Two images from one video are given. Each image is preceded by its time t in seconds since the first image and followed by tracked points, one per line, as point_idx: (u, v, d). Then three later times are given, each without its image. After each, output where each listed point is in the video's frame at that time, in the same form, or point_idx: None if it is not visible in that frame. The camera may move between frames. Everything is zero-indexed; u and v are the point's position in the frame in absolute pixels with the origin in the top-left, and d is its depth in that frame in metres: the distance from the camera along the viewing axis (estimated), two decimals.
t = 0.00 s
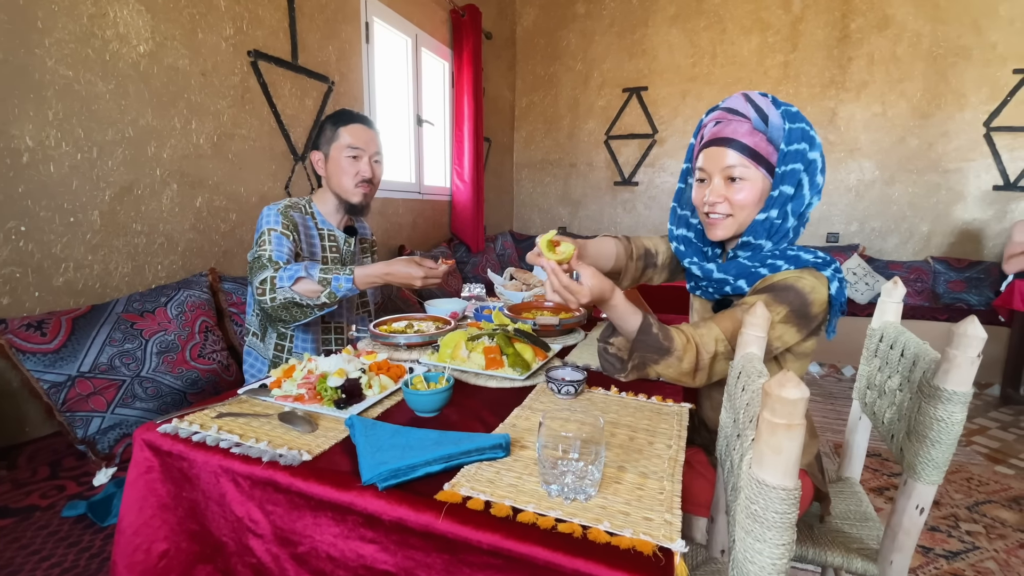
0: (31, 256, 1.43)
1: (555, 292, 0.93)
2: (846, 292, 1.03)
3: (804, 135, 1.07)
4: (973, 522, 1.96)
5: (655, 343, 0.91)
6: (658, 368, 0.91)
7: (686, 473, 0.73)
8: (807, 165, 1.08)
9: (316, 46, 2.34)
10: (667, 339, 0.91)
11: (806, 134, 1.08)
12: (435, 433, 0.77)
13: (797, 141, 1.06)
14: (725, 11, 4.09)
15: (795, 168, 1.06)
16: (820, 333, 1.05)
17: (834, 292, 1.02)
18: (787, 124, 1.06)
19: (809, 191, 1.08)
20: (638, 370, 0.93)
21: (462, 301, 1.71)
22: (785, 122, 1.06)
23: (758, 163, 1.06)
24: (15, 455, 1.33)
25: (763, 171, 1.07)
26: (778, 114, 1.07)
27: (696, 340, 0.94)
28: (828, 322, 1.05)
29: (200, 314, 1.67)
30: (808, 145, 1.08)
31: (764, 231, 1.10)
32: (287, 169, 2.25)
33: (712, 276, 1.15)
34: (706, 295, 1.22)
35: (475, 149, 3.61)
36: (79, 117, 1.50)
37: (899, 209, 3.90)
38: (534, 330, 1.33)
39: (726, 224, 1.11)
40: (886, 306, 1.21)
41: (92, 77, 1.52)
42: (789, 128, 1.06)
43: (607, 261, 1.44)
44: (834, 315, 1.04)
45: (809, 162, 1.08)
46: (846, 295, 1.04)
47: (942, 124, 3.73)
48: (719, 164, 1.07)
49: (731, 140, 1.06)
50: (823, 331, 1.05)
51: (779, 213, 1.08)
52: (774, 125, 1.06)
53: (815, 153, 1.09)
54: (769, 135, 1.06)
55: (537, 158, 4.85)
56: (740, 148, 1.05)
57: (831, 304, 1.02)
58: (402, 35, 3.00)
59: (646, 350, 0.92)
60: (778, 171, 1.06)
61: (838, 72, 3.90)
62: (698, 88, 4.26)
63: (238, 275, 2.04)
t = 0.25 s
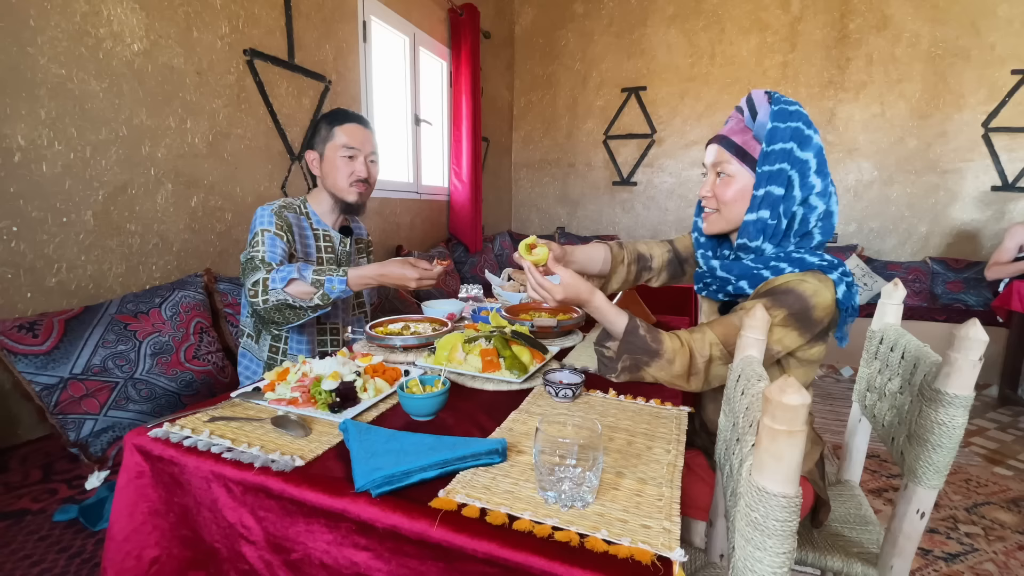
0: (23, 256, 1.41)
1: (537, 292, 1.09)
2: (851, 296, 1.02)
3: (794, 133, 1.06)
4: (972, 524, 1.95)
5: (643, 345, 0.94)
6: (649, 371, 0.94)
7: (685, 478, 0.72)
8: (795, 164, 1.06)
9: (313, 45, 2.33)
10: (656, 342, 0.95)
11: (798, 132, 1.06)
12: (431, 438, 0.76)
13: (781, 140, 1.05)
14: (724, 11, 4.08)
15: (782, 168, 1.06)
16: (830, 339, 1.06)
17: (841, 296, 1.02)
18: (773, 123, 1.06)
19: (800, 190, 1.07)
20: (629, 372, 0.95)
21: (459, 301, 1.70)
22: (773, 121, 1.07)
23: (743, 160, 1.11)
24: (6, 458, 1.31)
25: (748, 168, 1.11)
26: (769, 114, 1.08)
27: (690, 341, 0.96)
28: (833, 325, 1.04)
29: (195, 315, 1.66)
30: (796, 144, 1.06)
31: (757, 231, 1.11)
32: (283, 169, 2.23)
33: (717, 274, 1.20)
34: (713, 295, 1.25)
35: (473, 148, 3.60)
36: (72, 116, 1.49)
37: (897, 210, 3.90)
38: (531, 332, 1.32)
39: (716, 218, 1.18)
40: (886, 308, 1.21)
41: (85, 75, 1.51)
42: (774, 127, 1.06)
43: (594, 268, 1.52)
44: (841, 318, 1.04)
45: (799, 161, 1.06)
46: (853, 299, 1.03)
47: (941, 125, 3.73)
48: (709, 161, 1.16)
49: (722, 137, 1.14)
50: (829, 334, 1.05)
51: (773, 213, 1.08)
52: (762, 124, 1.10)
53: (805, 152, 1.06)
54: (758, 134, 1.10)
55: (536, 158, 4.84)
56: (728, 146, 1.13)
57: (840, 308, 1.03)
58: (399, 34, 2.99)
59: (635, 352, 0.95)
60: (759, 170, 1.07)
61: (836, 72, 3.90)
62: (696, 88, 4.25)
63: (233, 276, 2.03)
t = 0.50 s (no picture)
0: (14, 257, 1.39)
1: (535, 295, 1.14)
2: (861, 301, 1.00)
3: (803, 133, 1.05)
4: (973, 527, 1.94)
5: (640, 346, 0.96)
6: (647, 372, 0.95)
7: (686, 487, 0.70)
8: (802, 165, 1.05)
9: (310, 44, 2.31)
10: (653, 343, 0.96)
11: (807, 133, 1.05)
12: (427, 445, 0.74)
13: (788, 141, 1.04)
14: (724, 11, 4.07)
15: (788, 168, 1.05)
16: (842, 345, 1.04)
17: (850, 300, 0.99)
18: (781, 123, 1.06)
19: (808, 191, 1.05)
20: (629, 371, 0.97)
21: (457, 303, 1.68)
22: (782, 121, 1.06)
23: (751, 159, 1.12)
24: None
25: (755, 167, 1.12)
26: (778, 114, 1.08)
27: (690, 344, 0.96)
28: (841, 330, 1.03)
29: (190, 317, 1.64)
30: (803, 144, 1.05)
31: (764, 231, 1.10)
32: (279, 169, 2.21)
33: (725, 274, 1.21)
34: (723, 296, 1.26)
35: (471, 148, 3.58)
36: (64, 115, 1.46)
37: (896, 210, 3.89)
38: (530, 334, 1.30)
39: (727, 217, 1.19)
40: (889, 310, 1.19)
41: (78, 74, 1.49)
42: (782, 127, 1.06)
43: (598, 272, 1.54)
44: (851, 323, 1.02)
45: (807, 162, 1.05)
46: (865, 303, 1.01)
47: (940, 125, 3.72)
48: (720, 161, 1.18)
49: (733, 138, 1.16)
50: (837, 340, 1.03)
51: (780, 214, 1.07)
52: (771, 123, 1.10)
53: (814, 153, 1.05)
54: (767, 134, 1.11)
55: (535, 158, 4.83)
56: (738, 146, 1.14)
57: (850, 313, 1.00)
58: (397, 33, 2.97)
59: (633, 352, 0.96)
60: (766, 171, 1.07)
61: (836, 72, 3.89)
62: (696, 88, 4.24)
63: (229, 276, 2.01)
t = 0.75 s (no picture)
0: (4, 260, 1.37)
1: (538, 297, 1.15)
2: (864, 305, 0.98)
3: (814, 139, 1.04)
4: (973, 531, 1.93)
5: (635, 344, 0.95)
6: (644, 370, 0.95)
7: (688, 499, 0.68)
8: (814, 170, 1.04)
9: (306, 43, 2.28)
10: (647, 340, 0.95)
11: (818, 138, 1.04)
12: (422, 456, 0.72)
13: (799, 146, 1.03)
14: (723, 11, 4.05)
15: (798, 173, 1.04)
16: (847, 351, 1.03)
17: (853, 304, 0.98)
18: (793, 128, 1.04)
19: (816, 198, 1.05)
20: (625, 370, 0.96)
21: (454, 306, 1.67)
22: (793, 126, 1.05)
23: (761, 163, 1.11)
24: None
25: (765, 171, 1.10)
26: (791, 117, 1.06)
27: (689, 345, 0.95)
28: (846, 335, 1.00)
29: (183, 319, 1.62)
30: (815, 149, 1.03)
31: (771, 236, 1.10)
32: (275, 169, 2.19)
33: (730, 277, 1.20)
34: (729, 299, 1.25)
35: (470, 148, 3.56)
36: (55, 115, 1.44)
37: (896, 211, 3.88)
38: (528, 338, 1.28)
39: (733, 220, 1.18)
40: (893, 315, 1.18)
41: (69, 73, 1.46)
42: (793, 132, 1.04)
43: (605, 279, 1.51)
44: (854, 326, 1.00)
45: (817, 167, 1.04)
46: (869, 307, 0.99)
47: (940, 126, 3.71)
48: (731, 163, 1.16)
49: (744, 139, 1.14)
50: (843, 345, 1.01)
51: (787, 219, 1.07)
52: (783, 127, 1.08)
53: (825, 158, 1.04)
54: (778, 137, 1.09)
55: (533, 158, 4.81)
56: (749, 148, 1.13)
57: (853, 318, 0.99)
58: (395, 33, 2.95)
59: (629, 350, 0.95)
60: (775, 175, 1.06)
61: (836, 72, 3.87)
62: (695, 88, 4.22)
63: (223, 278, 1.99)
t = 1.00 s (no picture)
0: None
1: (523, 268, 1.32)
2: (841, 304, 1.01)
3: (811, 144, 1.06)
4: (976, 537, 1.91)
5: (603, 312, 1.08)
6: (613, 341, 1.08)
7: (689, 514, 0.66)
8: (809, 175, 1.06)
9: (302, 42, 2.26)
10: (616, 311, 1.08)
11: (816, 143, 1.06)
12: (414, 469, 0.70)
13: (797, 149, 1.06)
14: (723, 10, 4.03)
15: (792, 177, 1.07)
16: (826, 353, 1.05)
17: (831, 302, 1.01)
18: (793, 131, 1.07)
19: (809, 203, 1.06)
20: (596, 340, 1.09)
21: (451, 310, 1.65)
22: (793, 129, 1.08)
23: (759, 164, 1.15)
24: None
25: (762, 172, 1.14)
26: (792, 120, 1.09)
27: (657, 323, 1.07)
28: (824, 336, 1.03)
29: (176, 322, 1.59)
30: (811, 154, 1.06)
31: (760, 236, 1.12)
32: (270, 170, 2.17)
33: (717, 275, 1.23)
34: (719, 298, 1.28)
35: (468, 148, 3.53)
36: (45, 115, 1.41)
37: (896, 212, 3.86)
38: (525, 343, 1.26)
39: (727, 219, 1.22)
40: (895, 320, 1.16)
41: (59, 72, 1.44)
42: (792, 134, 1.07)
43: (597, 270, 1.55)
44: (833, 324, 1.02)
45: (812, 172, 1.06)
46: (847, 306, 1.02)
47: (941, 126, 3.69)
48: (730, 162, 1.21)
49: (745, 140, 1.18)
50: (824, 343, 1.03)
51: (778, 221, 1.09)
52: (783, 129, 1.11)
53: (821, 164, 1.06)
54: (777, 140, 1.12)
55: (532, 158, 4.78)
56: (749, 149, 1.16)
57: (831, 316, 1.02)
58: (393, 32, 2.92)
59: (600, 320, 1.09)
60: (771, 177, 1.09)
61: (836, 73, 3.85)
62: (695, 88, 4.20)
63: (217, 280, 1.96)
